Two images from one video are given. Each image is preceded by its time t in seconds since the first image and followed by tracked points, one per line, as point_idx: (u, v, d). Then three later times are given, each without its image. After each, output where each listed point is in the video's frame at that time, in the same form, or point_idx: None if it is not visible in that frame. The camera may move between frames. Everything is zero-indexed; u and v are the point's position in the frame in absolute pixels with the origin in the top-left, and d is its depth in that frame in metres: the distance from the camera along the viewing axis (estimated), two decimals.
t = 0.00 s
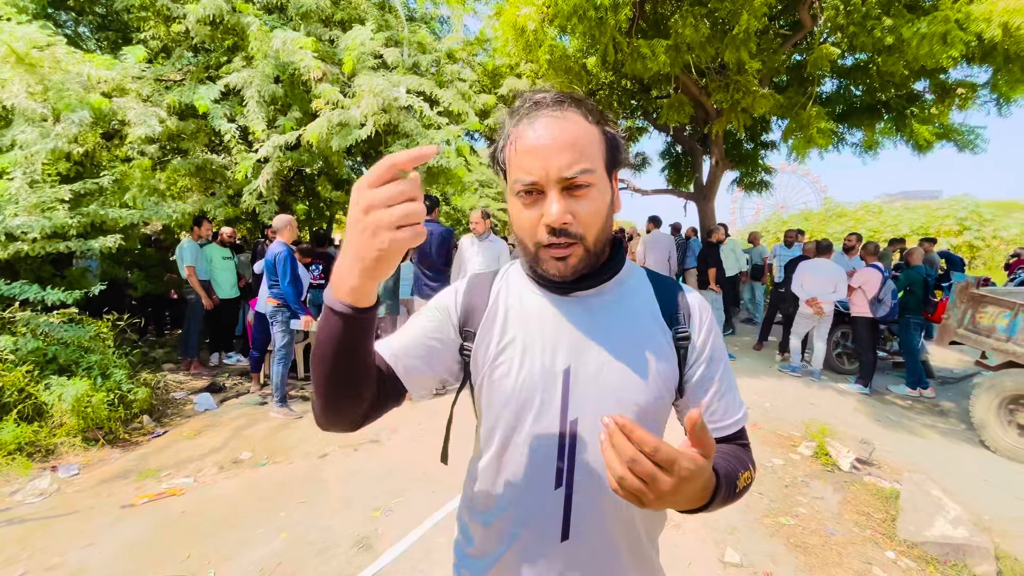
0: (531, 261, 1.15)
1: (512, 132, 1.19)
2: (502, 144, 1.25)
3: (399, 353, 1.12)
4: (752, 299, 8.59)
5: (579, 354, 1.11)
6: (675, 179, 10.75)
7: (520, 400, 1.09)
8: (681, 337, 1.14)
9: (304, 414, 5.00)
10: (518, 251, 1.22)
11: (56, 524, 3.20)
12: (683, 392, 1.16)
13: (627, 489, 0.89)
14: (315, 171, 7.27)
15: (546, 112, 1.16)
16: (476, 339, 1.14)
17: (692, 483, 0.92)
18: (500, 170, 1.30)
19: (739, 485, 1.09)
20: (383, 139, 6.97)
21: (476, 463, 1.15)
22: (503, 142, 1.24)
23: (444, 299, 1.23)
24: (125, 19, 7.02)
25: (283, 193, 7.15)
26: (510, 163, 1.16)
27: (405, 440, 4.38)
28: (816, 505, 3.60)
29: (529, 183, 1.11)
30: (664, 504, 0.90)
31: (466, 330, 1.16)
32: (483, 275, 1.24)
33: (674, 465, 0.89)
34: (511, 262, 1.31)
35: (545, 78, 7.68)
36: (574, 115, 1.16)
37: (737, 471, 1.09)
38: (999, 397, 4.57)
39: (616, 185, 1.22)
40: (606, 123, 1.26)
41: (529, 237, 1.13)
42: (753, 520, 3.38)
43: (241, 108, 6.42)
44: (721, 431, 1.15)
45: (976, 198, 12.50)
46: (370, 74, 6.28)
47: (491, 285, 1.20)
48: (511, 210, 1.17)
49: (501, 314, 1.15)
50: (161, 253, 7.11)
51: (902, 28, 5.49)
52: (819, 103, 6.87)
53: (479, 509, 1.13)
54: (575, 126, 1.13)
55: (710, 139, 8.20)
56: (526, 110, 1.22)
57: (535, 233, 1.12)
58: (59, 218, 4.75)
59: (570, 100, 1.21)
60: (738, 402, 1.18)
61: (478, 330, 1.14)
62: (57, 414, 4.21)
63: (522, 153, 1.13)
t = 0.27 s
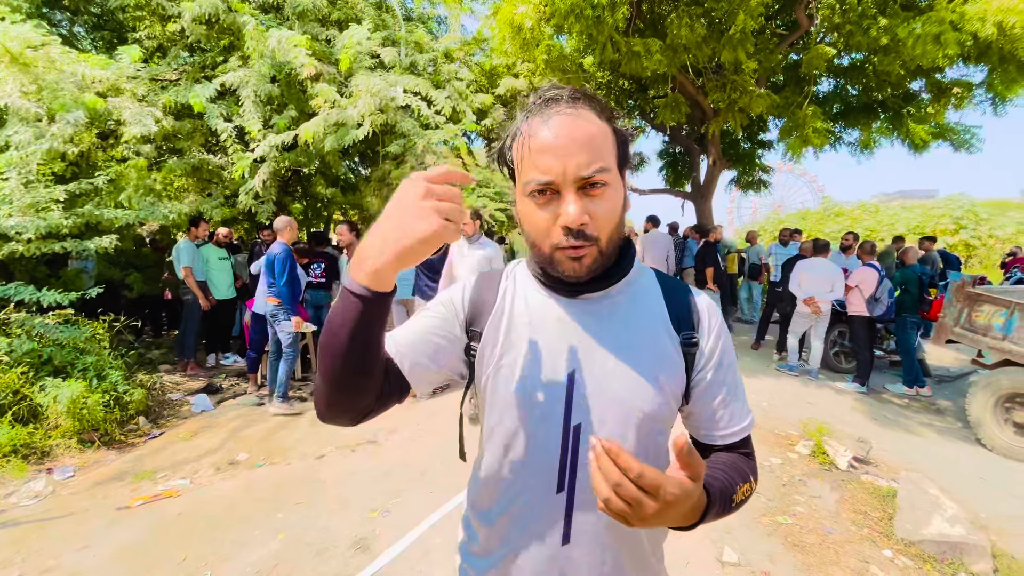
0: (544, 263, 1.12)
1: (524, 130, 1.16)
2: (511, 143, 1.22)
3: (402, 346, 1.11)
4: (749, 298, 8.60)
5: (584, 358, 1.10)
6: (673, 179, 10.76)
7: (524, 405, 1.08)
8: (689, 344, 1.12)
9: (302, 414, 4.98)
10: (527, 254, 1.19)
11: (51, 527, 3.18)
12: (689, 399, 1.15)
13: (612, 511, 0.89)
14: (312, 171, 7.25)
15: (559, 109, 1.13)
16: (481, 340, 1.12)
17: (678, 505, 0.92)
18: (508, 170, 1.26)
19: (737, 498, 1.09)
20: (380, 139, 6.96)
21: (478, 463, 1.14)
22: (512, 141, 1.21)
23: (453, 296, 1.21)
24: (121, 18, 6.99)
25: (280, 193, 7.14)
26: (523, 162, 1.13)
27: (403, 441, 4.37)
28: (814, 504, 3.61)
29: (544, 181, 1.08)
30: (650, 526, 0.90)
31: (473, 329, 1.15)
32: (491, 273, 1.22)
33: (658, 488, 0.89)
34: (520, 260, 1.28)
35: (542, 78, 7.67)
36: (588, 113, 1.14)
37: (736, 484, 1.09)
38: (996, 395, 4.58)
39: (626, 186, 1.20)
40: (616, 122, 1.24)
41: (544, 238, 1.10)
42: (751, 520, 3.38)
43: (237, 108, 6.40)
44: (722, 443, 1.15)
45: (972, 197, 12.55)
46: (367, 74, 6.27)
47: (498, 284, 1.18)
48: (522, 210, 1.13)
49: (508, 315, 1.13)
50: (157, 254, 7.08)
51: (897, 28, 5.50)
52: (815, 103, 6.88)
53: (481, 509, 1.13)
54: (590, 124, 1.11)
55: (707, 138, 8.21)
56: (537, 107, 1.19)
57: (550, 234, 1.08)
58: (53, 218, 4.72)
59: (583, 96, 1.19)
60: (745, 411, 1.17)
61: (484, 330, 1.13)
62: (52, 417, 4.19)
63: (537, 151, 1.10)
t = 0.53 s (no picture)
0: (550, 263, 1.10)
1: (529, 128, 1.16)
2: (514, 141, 1.22)
3: (417, 389, 1.09)
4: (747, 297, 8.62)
5: (588, 362, 1.08)
6: (670, 178, 10.78)
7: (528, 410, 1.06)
8: (693, 345, 1.12)
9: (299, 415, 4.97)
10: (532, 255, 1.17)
11: (48, 529, 3.17)
12: (690, 399, 1.15)
13: (607, 518, 0.91)
14: (310, 171, 7.24)
15: (563, 107, 1.13)
16: (481, 346, 1.10)
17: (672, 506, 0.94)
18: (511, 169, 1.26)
19: (736, 498, 1.10)
20: (377, 140, 6.96)
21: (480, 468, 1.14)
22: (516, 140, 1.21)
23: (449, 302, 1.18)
24: (117, 18, 6.97)
25: (277, 193, 7.13)
26: (529, 159, 1.12)
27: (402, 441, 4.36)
28: (812, 503, 3.61)
29: (551, 178, 1.08)
30: (645, 530, 0.92)
31: (472, 337, 1.11)
32: (488, 279, 1.20)
33: (650, 493, 0.90)
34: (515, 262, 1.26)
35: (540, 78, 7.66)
36: (594, 111, 1.15)
37: (733, 484, 1.10)
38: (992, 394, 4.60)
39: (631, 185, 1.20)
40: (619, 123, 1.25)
41: (550, 236, 1.08)
42: (749, 519, 3.39)
43: (234, 108, 6.39)
44: (720, 441, 1.16)
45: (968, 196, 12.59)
46: (365, 74, 6.26)
47: (495, 288, 1.16)
48: (527, 209, 1.12)
49: (508, 319, 1.11)
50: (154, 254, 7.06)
51: (893, 28, 5.52)
52: (812, 103, 6.89)
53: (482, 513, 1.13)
54: (596, 122, 1.12)
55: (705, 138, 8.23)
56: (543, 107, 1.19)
57: (556, 232, 1.07)
58: (49, 218, 4.70)
59: (585, 97, 1.20)
60: (746, 410, 1.18)
61: (484, 336, 1.10)
62: (49, 418, 4.18)
63: (544, 149, 1.09)
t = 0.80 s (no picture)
0: (533, 260, 1.12)
1: (523, 123, 1.16)
2: (509, 136, 1.22)
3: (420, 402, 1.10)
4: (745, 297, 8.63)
5: (578, 362, 1.08)
6: (668, 178, 10.78)
7: (519, 411, 1.06)
8: (682, 342, 1.12)
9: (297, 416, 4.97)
10: (519, 251, 1.19)
11: (45, 530, 3.16)
12: (679, 397, 1.16)
13: (593, 525, 0.91)
14: (308, 171, 7.23)
15: (558, 105, 1.13)
16: (470, 348, 1.11)
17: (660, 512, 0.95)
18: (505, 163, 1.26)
19: (721, 493, 1.11)
20: (375, 140, 6.95)
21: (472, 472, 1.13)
22: (511, 134, 1.21)
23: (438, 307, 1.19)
24: (114, 18, 6.94)
25: (275, 193, 7.12)
26: (519, 155, 1.13)
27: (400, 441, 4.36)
28: (810, 502, 3.62)
29: (538, 177, 1.08)
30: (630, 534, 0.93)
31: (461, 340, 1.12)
32: (477, 281, 1.20)
33: (635, 500, 0.91)
34: (503, 263, 1.27)
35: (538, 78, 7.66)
36: (588, 111, 1.14)
37: (720, 480, 1.11)
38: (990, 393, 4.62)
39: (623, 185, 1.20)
40: (616, 122, 1.24)
41: (535, 234, 1.10)
42: (747, 518, 3.39)
43: (232, 108, 6.37)
44: (707, 437, 1.17)
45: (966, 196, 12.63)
46: (363, 74, 6.26)
47: (483, 290, 1.17)
48: (515, 206, 1.13)
49: (497, 320, 1.12)
50: (151, 255, 7.04)
51: (890, 28, 5.53)
52: (810, 102, 6.90)
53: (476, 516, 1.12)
54: (588, 122, 1.11)
55: (703, 138, 8.23)
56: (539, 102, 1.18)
57: (541, 231, 1.08)
58: (46, 218, 4.69)
59: (584, 93, 1.19)
60: (733, 406, 1.19)
61: (473, 338, 1.11)
62: (46, 419, 4.17)
63: (534, 147, 1.10)
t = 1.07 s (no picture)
0: (525, 262, 1.10)
1: (509, 123, 1.14)
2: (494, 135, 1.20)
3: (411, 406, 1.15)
4: (743, 296, 8.64)
5: (564, 362, 1.08)
6: (667, 178, 10.78)
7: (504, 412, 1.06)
8: (665, 341, 1.13)
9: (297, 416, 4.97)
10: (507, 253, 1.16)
11: (44, 531, 3.16)
12: (661, 395, 1.16)
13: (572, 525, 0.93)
14: (306, 171, 7.22)
15: (545, 105, 1.11)
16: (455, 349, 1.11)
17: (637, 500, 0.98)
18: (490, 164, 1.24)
19: (696, 488, 1.13)
20: (373, 140, 6.95)
21: (457, 473, 1.14)
22: (496, 134, 1.18)
23: (425, 309, 1.21)
24: (112, 17, 6.93)
25: (273, 194, 7.12)
26: (507, 156, 1.10)
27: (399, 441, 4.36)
28: (808, 501, 3.62)
29: (529, 178, 1.06)
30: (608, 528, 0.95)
31: (446, 342, 1.13)
32: (462, 282, 1.21)
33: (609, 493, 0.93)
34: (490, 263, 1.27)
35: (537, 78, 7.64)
36: (576, 112, 1.13)
37: (695, 476, 1.12)
38: (988, 391, 4.63)
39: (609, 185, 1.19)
40: (601, 121, 1.23)
41: (525, 236, 1.08)
42: (746, 517, 3.39)
43: (230, 108, 6.37)
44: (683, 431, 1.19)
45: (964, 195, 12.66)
46: (361, 74, 6.25)
47: (468, 291, 1.18)
48: (504, 208, 1.11)
49: (482, 321, 1.13)
50: (149, 255, 7.03)
51: (888, 28, 5.54)
52: (809, 102, 6.90)
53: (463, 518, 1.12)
54: (577, 123, 1.10)
55: (702, 138, 8.23)
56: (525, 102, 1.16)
57: (532, 234, 1.06)
58: (43, 218, 4.68)
59: (567, 93, 1.17)
60: (713, 404, 1.21)
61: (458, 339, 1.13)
62: (45, 419, 4.17)
63: (524, 148, 1.08)
